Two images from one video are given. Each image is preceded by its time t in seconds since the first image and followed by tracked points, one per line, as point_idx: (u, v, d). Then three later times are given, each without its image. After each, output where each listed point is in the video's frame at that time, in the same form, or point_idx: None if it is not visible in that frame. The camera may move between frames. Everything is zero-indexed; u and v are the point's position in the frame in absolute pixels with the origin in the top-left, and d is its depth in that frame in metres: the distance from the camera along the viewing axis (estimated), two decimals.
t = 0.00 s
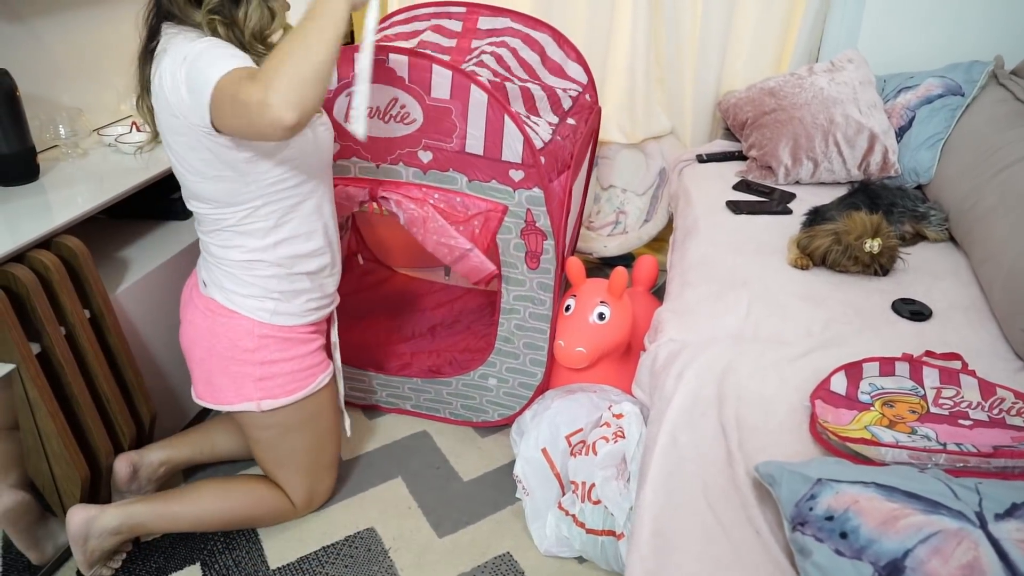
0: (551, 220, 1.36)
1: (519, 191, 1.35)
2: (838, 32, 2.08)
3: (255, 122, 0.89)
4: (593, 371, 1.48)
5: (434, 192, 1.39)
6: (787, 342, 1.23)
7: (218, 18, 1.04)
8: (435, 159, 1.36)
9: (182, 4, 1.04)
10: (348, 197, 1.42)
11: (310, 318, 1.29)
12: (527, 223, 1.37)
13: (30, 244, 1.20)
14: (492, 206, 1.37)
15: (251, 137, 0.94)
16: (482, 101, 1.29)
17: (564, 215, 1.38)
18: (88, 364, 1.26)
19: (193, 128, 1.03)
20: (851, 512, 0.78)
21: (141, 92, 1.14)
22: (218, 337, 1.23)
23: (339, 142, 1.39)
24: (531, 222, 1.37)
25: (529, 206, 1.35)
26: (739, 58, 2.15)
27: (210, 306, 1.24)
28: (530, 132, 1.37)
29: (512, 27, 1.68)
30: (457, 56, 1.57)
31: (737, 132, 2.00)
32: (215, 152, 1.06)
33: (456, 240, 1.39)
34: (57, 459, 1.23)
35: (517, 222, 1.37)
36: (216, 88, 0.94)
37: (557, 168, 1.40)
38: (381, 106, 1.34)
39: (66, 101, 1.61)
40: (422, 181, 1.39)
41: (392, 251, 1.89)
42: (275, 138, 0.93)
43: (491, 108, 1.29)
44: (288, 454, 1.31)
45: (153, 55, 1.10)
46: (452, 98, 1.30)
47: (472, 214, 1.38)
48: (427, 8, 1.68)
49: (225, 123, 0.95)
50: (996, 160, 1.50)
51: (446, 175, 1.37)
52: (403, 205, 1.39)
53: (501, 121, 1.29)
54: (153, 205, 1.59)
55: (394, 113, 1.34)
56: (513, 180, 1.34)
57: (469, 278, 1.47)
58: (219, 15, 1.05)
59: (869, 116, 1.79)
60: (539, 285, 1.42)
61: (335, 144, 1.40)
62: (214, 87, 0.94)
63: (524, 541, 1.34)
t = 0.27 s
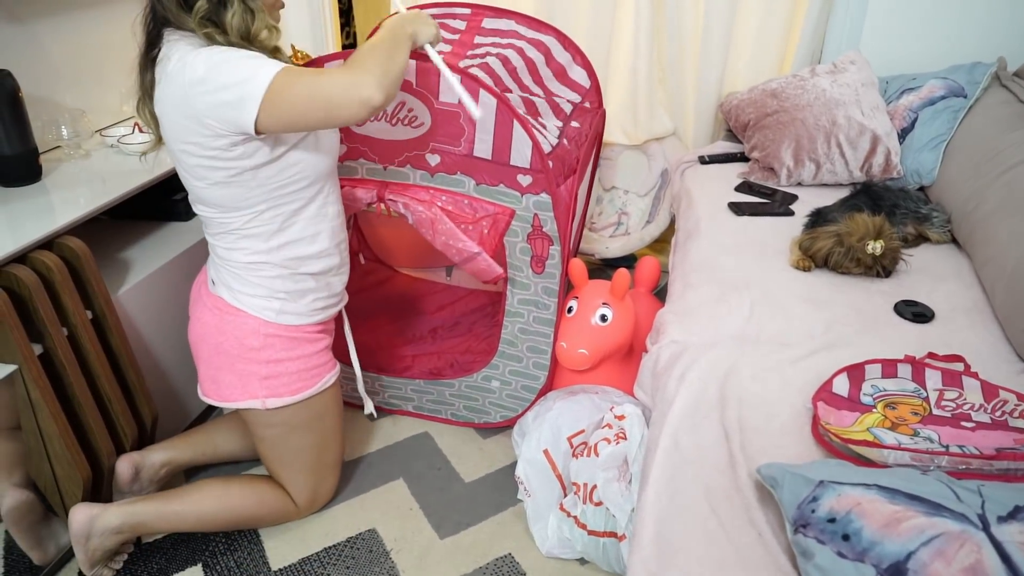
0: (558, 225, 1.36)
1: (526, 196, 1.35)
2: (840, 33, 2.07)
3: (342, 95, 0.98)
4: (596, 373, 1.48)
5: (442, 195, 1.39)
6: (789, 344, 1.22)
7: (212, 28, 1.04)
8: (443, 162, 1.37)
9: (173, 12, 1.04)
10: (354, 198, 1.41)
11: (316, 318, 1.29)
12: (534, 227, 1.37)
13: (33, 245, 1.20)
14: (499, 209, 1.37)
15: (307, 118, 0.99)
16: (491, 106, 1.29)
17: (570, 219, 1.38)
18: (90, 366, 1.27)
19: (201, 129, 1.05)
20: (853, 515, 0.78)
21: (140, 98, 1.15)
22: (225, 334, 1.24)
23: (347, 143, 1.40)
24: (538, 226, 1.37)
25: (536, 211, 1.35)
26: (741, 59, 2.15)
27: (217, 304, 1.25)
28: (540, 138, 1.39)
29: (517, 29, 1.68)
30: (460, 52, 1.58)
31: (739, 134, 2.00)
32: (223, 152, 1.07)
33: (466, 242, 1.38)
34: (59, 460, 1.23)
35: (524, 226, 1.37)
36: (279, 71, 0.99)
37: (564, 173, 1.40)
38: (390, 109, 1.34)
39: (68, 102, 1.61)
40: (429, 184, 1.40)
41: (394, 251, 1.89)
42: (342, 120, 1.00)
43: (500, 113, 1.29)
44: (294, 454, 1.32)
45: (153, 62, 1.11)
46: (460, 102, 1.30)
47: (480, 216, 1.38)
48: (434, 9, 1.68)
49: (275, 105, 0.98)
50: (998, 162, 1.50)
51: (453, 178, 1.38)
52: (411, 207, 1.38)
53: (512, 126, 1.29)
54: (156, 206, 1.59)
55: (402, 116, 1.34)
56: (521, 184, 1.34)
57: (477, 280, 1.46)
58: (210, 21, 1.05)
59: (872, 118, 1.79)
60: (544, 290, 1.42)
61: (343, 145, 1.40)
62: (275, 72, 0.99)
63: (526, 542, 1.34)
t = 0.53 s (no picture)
0: (562, 231, 1.36)
1: (530, 202, 1.35)
2: (841, 33, 2.07)
3: (360, 71, 1.02)
4: (596, 374, 1.48)
5: (445, 201, 1.38)
6: (789, 344, 1.22)
7: (217, 29, 1.04)
8: (446, 169, 1.37)
9: (179, 15, 1.05)
10: (356, 202, 1.41)
11: (319, 318, 1.29)
12: (538, 232, 1.38)
13: (33, 245, 1.20)
14: (502, 214, 1.37)
15: (326, 99, 1.02)
16: (495, 113, 1.29)
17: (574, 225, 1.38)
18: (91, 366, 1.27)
19: (208, 128, 1.05)
20: (854, 515, 0.78)
21: (147, 97, 1.15)
22: (228, 332, 1.24)
23: (351, 146, 1.40)
24: (541, 231, 1.37)
25: (540, 216, 1.36)
26: (741, 60, 2.15)
27: (221, 303, 1.25)
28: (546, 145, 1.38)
29: (529, 29, 1.68)
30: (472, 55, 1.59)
31: (740, 134, 2.00)
32: (229, 150, 1.07)
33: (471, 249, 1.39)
34: (59, 460, 1.23)
35: (527, 231, 1.38)
36: (291, 57, 1.01)
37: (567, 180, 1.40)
38: (393, 115, 1.34)
39: (69, 102, 1.61)
40: (433, 190, 1.39)
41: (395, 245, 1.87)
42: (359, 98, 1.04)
43: (504, 121, 1.29)
44: (295, 455, 1.32)
45: (158, 62, 1.11)
46: (464, 110, 1.30)
47: (484, 222, 1.38)
48: (442, 6, 1.68)
49: (291, 89, 0.99)
50: (998, 163, 1.50)
51: (457, 184, 1.38)
52: (413, 212, 1.38)
53: (516, 132, 1.29)
54: (157, 206, 1.59)
55: (406, 122, 1.34)
56: (524, 191, 1.35)
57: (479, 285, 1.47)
58: (217, 23, 1.05)
59: (872, 119, 1.79)
60: (545, 295, 1.43)
61: (347, 148, 1.40)
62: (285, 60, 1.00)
63: (526, 542, 1.33)
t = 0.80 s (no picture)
0: (563, 236, 1.37)
1: (531, 206, 1.35)
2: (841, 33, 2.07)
3: (362, 73, 1.02)
4: (597, 373, 1.49)
5: (446, 205, 1.39)
6: (789, 344, 1.23)
7: (221, 28, 1.04)
8: (448, 173, 1.37)
9: (184, 13, 1.05)
10: (358, 205, 1.41)
11: (313, 320, 1.29)
12: (539, 237, 1.38)
13: (33, 245, 1.21)
14: (505, 218, 1.37)
15: (327, 100, 1.02)
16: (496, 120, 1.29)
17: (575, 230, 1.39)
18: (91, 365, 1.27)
19: (205, 126, 1.05)
20: (854, 514, 0.78)
21: (150, 93, 1.15)
22: (222, 333, 1.24)
23: (351, 149, 1.39)
24: (543, 236, 1.37)
25: (542, 221, 1.36)
26: (741, 60, 2.15)
27: (216, 303, 1.25)
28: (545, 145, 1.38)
29: (526, 30, 1.66)
30: (468, 56, 1.58)
31: (740, 135, 2.00)
32: (227, 149, 1.07)
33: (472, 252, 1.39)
34: (59, 459, 1.23)
35: (528, 236, 1.38)
36: (292, 57, 1.00)
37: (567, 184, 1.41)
38: (394, 119, 1.34)
39: (69, 103, 1.61)
40: (434, 194, 1.40)
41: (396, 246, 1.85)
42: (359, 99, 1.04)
43: (506, 126, 1.29)
44: (293, 455, 1.32)
45: (161, 59, 1.11)
46: (465, 115, 1.30)
47: (485, 226, 1.38)
48: (441, 8, 1.68)
49: (291, 88, 0.99)
50: (998, 164, 1.50)
51: (458, 188, 1.38)
52: (415, 216, 1.39)
53: (517, 139, 1.30)
54: (157, 206, 1.60)
55: (407, 127, 1.34)
56: (526, 196, 1.35)
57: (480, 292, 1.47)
58: (221, 23, 1.05)
59: (872, 119, 1.79)
60: (546, 298, 1.43)
61: (347, 151, 1.40)
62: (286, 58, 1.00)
63: (526, 542, 1.34)
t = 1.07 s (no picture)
0: (560, 232, 1.37)
1: (528, 203, 1.36)
2: (841, 31, 2.07)
3: (359, 97, 1.01)
4: (596, 372, 1.49)
5: (445, 201, 1.39)
6: (789, 343, 1.23)
7: (220, 29, 1.04)
8: (445, 169, 1.37)
9: (182, 13, 1.05)
10: (357, 202, 1.42)
11: (316, 318, 1.29)
12: (537, 234, 1.38)
13: (34, 244, 1.21)
14: (502, 215, 1.38)
15: (318, 118, 1.01)
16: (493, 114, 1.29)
17: (572, 227, 1.39)
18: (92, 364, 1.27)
19: (207, 129, 1.05)
20: (853, 512, 0.78)
21: (149, 94, 1.15)
22: (224, 332, 1.24)
23: (351, 147, 1.40)
24: (540, 232, 1.38)
25: (538, 217, 1.36)
26: (742, 59, 2.15)
27: (217, 301, 1.26)
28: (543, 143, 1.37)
29: (530, 32, 1.66)
30: (473, 64, 1.60)
31: (739, 134, 2.00)
32: (227, 151, 1.08)
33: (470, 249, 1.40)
34: (60, 458, 1.23)
35: (526, 232, 1.38)
36: (293, 69, 1.00)
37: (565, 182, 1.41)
38: (392, 115, 1.34)
39: (69, 102, 1.61)
40: (432, 190, 1.40)
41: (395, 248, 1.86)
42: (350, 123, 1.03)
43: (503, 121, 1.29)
44: (292, 454, 1.32)
45: (160, 60, 1.11)
46: (462, 110, 1.30)
47: (482, 223, 1.39)
48: (444, 9, 1.68)
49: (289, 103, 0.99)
50: (998, 163, 1.50)
51: (457, 185, 1.38)
52: (413, 212, 1.40)
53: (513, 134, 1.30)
54: (158, 206, 1.60)
55: (405, 123, 1.34)
56: (523, 191, 1.35)
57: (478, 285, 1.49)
58: (219, 24, 1.05)
59: (872, 118, 1.80)
60: (545, 295, 1.43)
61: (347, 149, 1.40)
62: (288, 71, 1.00)
63: (526, 541, 1.34)
